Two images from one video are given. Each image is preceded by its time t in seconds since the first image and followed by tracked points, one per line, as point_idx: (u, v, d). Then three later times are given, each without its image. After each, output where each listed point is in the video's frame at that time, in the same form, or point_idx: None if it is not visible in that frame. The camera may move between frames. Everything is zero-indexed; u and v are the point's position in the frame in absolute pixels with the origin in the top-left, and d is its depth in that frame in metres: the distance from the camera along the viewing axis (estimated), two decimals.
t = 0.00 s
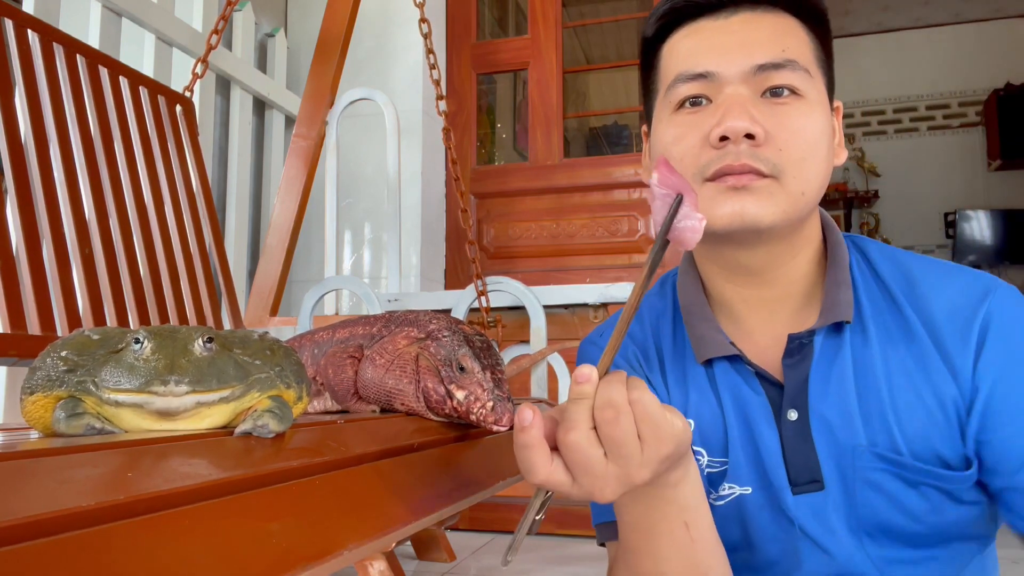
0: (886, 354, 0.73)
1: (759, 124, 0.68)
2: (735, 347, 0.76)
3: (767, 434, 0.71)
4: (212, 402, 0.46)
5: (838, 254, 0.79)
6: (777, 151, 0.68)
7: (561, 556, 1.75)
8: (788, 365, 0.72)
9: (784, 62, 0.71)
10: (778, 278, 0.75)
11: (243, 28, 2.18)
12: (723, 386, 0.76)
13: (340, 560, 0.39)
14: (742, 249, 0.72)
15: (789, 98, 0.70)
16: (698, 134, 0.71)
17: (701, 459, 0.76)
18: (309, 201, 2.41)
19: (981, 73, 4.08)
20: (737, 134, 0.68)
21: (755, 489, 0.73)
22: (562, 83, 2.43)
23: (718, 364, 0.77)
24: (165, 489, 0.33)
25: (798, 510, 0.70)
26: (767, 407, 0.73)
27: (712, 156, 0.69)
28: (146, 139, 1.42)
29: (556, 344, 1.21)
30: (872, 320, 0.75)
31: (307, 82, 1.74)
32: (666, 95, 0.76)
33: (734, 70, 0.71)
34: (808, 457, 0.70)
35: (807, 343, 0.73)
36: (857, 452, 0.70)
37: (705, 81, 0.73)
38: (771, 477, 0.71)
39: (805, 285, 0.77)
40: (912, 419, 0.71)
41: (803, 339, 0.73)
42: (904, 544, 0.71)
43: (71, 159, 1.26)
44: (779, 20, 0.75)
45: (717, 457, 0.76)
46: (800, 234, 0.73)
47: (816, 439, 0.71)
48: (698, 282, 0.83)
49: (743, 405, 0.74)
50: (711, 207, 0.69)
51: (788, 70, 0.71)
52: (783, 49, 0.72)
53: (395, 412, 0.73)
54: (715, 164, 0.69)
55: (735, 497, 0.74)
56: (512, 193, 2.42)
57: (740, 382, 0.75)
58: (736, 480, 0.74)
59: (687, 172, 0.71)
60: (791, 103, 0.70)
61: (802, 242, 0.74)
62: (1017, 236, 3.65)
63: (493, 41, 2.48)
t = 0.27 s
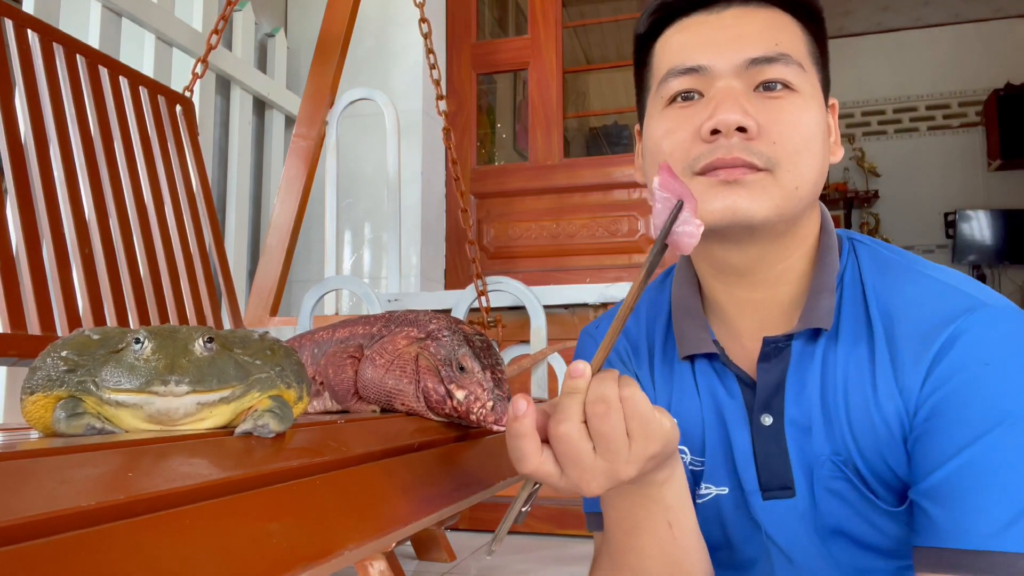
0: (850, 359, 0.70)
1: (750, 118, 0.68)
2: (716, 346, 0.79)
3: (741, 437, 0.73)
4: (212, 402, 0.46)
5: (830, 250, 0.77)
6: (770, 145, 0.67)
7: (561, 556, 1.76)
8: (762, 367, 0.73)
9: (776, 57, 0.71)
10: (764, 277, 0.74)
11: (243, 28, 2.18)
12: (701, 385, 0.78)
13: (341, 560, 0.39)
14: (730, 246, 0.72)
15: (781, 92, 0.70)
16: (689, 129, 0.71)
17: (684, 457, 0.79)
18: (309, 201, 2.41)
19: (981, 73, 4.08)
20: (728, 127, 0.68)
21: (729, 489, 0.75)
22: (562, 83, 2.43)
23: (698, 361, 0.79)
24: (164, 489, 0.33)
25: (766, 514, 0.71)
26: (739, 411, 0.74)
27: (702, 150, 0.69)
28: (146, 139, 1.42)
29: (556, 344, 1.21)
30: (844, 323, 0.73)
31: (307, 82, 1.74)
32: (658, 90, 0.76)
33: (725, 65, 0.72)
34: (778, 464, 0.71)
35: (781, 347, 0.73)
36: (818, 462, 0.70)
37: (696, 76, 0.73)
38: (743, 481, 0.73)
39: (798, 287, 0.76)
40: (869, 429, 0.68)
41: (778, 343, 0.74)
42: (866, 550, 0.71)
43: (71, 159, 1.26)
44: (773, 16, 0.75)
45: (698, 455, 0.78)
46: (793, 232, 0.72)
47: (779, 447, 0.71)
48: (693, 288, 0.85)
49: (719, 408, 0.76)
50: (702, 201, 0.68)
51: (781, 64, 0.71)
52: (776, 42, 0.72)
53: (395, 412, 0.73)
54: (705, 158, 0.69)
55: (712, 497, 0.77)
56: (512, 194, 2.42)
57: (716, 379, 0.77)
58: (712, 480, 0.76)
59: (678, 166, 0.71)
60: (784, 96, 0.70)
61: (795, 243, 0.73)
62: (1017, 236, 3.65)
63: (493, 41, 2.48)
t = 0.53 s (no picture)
0: (839, 360, 0.70)
1: (739, 117, 0.68)
2: (709, 349, 0.79)
3: (729, 440, 0.74)
4: (214, 402, 0.46)
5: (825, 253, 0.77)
6: (760, 143, 0.67)
7: (561, 556, 1.76)
8: (756, 369, 0.73)
9: (766, 57, 0.71)
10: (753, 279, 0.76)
11: (243, 28, 2.18)
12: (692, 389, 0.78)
13: (341, 560, 0.39)
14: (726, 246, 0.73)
15: (772, 91, 0.70)
16: (680, 130, 0.71)
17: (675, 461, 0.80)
18: (309, 201, 2.41)
19: (981, 73, 4.08)
20: (717, 127, 0.68)
21: (716, 492, 0.76)
22: (562, 83, 2.43)
23: (691, 365, 0.79)
24: (165, 489, 0.33)
25: (756, 514, 0.72)
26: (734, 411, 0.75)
27: (692, 150, 0.70)
28: (146, 139, 1.42)
29: (556, 344, 1.21)
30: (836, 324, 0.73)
31: (307, 82, 1.74)
32: (650, 93, 0.77)
33: (715, 66, 0.72)
34: (768, 466, 0.71)
35: (774, 349, 0.74)
36: (807, 463, 0.70)
37: (686, 78, 0.73)
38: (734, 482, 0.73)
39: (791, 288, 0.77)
40: (857, 430, 0.68)
41: (772, 344, 0.74)
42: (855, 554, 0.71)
43: (71, 159, 1.26)
44: (764, 16, 0.75)
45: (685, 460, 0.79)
46: (786, 232, 0.72)
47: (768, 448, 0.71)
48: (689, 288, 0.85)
49: (710, 410, 0.76)
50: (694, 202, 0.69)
51: (771, 63, 0.71)
52: (766, 43, 0.72)
53: (396, 412, 0.73)
54: (695, 158, 0.69)
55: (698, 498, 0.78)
56: (513, 194, 2.42)
57: (709, 384, 0.77)
58: (699, 484, 0.77)
59: (670, 167, 0.72)
60: (774, 95, 0.70)
61: (788, 243, 0.74)
62: (1017, 236, 3.65)
63: (493, 41, 2.48)
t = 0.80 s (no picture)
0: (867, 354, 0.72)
1: (730, 128, 0.68)
2: (711, 352, 0.79)
3: (741, 435, 0.74)
4: (215, 402, 0.46)
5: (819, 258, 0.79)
6: (751, 153, 0.68)
7: (561, 556, 1.76)
8: (764, 366, 0.74)
9: (754, 66, 0.72)
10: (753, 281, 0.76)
11: (243, 28, 2.19)
12: (696, 391, 0.79)
13: (341, 560, 0.39)
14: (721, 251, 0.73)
15: (760, 100, 0.71)
16: (671, 139, 0.72)
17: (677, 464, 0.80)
18: (309, 201, 2.41)
19: (980, 73, 4.08)
20: (708, 138, 0.68)
21: (723, 494, 0.75)
22: (562, 83, 2.43)
23: (693, 369, 0.80)
24: (166, 488, 0.33)
25: (773, 511, 0.71)
26: (738, 408, 0.75)
27: (685, 160, 0.70)
28: (146, 139, 1.42)
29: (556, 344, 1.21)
30: (851, 321, 0.75)
31: (307, 82, 1.74)
32: (641, 103, 0.77)
33: (704, 76, 0.72)
34: (785, 460, 0.71)
35: (782, 344, 0.75)
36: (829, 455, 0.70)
37: (677, 88, 0.73)
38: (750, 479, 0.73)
39: (784, 287, 0.78)
40: (893, 421, 0.69)
41: (780, 340, 0.75)
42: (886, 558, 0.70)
43: (71, 158, 1.26)
44: (752, 24, 0.75)
45: (688, 463, 0.79)
46: (778, 232, 0.73)
47: (793, 441, 0.71)
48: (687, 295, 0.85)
49: (712, 407, 0.77)
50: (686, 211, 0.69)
51: (759, 73, 0.72)
52: (755, 52, 0.73)
53: (396, 412, 0.73)
54: (687, 168, 0.69)
55: (704, 502, 0.77)
56: (512, 194, 2.42)
57: (716, 385, 0.78)
58: (705, 486, 0.76)
59: (663, 176, 0.72)
60: (763, 105, 0.70)
61: (780, 244, 0.75)
62: (1017, 236, 3.65)
63: (493, 41, 2.48)
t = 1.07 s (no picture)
0: (892, 341, 0.75)
1: (753, 119, 0.68)
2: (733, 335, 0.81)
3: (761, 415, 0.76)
4: (216, 402, 0.46)
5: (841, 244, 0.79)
6: (774, 144, 0.67)
7: (561, 556, 1.76)
8: (787, 350, 0.77)
9: (776, 60, 0.72)
10: (776, 269, 0.76)
11: (243, 28, 2.19)
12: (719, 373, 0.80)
13: (342, 560, 0.39)
14: (744, 241, 0.72)
15: (783, 91, 0.70)
16: (695, 131, 0.71)
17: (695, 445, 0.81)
18: (309, 201, 2.41)
19: (980, 73, 4.08)
20: (732, 128, 0.68)
21: (739, 475, 0.77)
22: (562, 83, 2.43)
23: (713, 352, 0.81)
24: (166, 489, 0.33)
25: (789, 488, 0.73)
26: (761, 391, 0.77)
27: (708, 150, 0.69)
28: (146, 139, 1.42)
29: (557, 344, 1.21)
30: (878, 309, 0.77)
31: (306, 82, 1.74)
32: (665, 97, 0.77)
33: (727, 69, 0.73)
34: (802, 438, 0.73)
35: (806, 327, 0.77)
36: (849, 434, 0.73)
37: (701, 81, 0.74)
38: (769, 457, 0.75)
39: (806, 276, 0.78)
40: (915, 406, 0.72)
41: (802, 324, 0.77)
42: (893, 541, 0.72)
43: (71, 158, 1.26)
44: (772, 20, 0.76)
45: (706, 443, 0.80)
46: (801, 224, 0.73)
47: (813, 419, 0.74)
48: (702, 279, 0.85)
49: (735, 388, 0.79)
50: (711, 201, 0.69)
51: (781, 66, 0.72)
52: (777, 46, 0.73)
53: (397, 412, 0.73)
54: (712, 158, 0.69)
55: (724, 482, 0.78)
56: (512, 194, 2.42)
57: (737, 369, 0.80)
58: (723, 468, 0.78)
59: (686, 167, 0.71)
60: (786, 96, 0.70)
61: (804, 233, 0.75)
62: (1017, 235, 3.65)
63: (493, 41, 2.48)
